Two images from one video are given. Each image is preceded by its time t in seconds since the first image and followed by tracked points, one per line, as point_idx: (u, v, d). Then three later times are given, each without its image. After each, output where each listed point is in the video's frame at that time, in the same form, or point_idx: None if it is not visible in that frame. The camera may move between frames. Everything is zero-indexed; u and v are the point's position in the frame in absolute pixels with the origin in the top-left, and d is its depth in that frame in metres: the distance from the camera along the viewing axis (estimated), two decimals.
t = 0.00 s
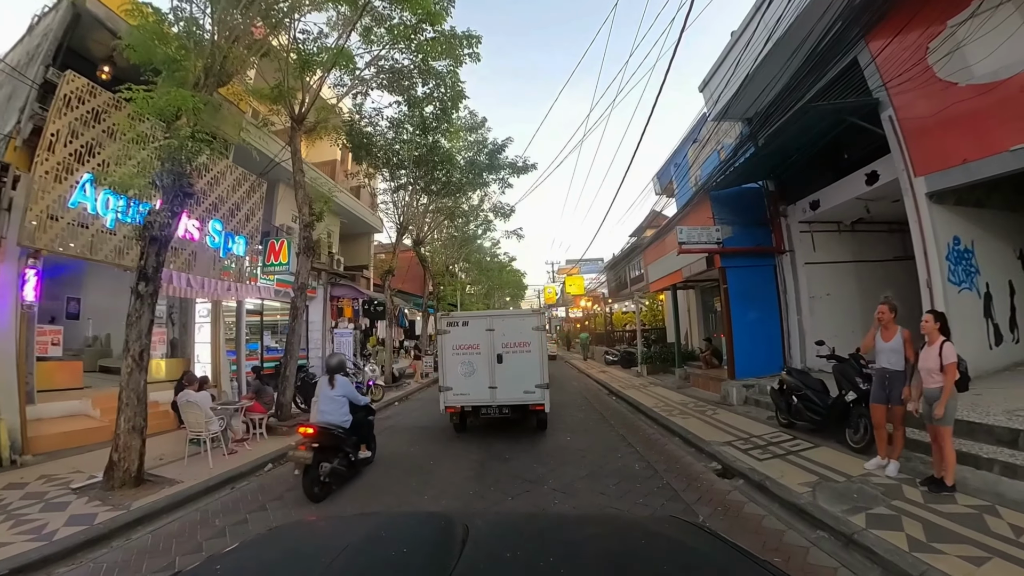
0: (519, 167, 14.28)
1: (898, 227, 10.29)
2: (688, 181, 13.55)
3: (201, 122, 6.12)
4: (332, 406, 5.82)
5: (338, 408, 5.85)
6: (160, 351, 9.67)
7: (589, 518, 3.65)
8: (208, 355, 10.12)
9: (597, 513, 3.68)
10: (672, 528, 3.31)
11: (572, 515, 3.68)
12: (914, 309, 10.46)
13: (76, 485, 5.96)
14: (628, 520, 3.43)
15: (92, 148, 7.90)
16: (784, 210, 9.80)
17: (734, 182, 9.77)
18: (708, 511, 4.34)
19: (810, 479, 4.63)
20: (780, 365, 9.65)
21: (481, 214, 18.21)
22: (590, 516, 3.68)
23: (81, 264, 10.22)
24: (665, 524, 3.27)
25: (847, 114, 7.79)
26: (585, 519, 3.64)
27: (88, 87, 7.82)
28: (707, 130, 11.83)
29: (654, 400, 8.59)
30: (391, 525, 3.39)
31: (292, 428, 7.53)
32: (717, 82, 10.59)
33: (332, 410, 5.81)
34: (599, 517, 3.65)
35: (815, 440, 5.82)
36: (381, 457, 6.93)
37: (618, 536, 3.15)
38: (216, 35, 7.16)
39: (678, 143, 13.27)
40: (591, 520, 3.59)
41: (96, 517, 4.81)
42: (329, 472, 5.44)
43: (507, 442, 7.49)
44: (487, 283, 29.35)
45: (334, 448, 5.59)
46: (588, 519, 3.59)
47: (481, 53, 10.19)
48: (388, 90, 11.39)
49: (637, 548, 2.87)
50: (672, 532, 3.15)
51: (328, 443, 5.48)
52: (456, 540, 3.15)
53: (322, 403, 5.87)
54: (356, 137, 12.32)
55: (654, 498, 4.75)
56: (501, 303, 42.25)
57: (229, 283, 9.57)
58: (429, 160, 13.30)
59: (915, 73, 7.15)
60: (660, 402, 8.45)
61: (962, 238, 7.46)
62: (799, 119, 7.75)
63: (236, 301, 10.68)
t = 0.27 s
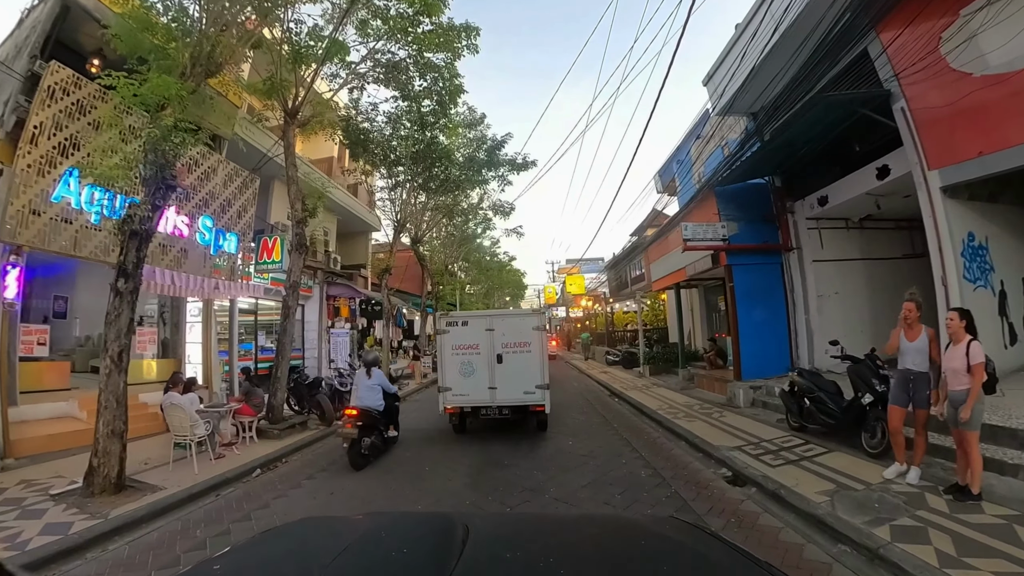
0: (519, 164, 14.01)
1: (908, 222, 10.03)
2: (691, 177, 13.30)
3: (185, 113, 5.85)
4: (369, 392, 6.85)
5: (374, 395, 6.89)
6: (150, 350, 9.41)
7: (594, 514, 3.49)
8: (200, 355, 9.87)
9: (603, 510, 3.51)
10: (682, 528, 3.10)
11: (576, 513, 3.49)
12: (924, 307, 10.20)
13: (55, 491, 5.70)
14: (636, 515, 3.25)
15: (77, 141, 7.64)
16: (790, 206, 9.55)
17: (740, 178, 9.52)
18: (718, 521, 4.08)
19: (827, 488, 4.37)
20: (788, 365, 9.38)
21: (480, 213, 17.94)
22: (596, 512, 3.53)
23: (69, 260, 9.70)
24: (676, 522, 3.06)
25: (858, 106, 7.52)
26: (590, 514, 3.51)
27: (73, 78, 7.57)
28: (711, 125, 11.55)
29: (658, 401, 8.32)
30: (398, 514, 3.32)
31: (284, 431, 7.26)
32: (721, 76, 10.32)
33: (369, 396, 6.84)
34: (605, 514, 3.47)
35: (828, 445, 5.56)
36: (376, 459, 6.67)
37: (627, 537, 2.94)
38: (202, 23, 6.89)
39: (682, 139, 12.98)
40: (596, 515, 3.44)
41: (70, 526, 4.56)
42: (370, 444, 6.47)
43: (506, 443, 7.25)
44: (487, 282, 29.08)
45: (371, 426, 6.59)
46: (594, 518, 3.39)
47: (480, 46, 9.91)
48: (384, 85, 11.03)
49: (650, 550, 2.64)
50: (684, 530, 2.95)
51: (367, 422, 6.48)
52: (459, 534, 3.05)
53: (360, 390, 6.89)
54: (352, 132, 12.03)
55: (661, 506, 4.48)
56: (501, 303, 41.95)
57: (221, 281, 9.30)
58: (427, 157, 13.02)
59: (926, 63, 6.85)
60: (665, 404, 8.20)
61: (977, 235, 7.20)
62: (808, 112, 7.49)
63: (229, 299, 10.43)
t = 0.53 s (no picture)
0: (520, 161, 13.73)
1: (916, 218, 9.81)
2: (693, 175, 13.05)
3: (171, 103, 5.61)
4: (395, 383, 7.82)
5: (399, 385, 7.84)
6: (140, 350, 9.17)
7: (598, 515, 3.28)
8: (191, 354, 9.68)
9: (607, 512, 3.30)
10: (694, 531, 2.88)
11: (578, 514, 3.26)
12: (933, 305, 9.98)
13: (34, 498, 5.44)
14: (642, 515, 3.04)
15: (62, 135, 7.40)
16: (797, 203, 9.30)
17: (746, 174, 9.27)
18: (730, 529, 3.84)
19: (845, 498, 4.16)
20: (795, 366, 9.13)
21: (479, 212, 17.68)
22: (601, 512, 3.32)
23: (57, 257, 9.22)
24: (686, 522, 2.84)
25: (869, 99, 7.27)
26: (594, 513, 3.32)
27: (58, 70, 7.33)
28: (715, 121, 11.31)
29: (662, 403, 8.07)
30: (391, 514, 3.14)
31: (275, 435, 7.01)
32: (726, 70, 10.09)
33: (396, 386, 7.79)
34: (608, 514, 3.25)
35: (842, 449, 5.33)
36: (371, 461, 6.44)
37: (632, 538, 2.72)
38: (189, 11, 6.60)
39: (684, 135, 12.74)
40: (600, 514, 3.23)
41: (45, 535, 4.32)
42: (396, 426, 7.32)
43: (506, 443, 7.02)
44: (486, 282, 28.81)
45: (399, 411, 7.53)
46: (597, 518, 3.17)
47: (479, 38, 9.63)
48: (381, 79, 10.76)
49: (656, 552, 2.41)
50: (694, 530, 2.73)
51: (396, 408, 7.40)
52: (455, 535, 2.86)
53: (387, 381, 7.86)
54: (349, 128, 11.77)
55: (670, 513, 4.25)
56: (501, 302, 41.69)
57: (214, 280, 9.08)
58: (425, 153, 12.78)
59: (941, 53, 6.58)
60: (669, 405, 7.95)
61: (991, 231, 6.79)
62: (816, 105, 7.27)
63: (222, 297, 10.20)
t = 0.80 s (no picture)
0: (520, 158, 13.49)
1: (924, 214, 9.60)
2: (696, 172, 12.81)
3: (156, 94, 5.39)
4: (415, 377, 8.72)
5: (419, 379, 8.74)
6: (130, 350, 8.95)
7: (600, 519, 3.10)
8: (182, 355, 9.45)
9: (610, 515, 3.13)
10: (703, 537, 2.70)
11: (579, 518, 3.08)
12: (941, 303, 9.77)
13: (12, 504, 5.22)
14: (647, 518, 2.86)
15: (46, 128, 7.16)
16: (805, 199, 9.06)
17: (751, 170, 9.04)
18: (741, 539, 3.62)
19: (863, 507, 3.93)
20: (802, 366, 8.89)
21: (479, 210, 17.42)
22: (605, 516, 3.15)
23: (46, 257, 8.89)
24: (695, 525, 2.66)
25: (879, 91, 7.03)
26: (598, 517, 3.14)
27: (43, 61, 7.09)
28: (718, 117, 11.08)
29: (666, 404, 7.84)
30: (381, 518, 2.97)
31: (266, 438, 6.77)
32: (730, 64, 9.87)
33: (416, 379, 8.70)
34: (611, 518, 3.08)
35: (856, 454, 5.10)
36: (365, 464, 6.22)
37: (636, 541, 2.55)
38: None
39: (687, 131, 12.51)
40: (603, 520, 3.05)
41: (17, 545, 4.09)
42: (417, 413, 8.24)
43: (504, 444, 6.81)
44: (486, 282, 28.54)
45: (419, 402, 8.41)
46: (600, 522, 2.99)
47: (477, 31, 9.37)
48: (378, 74, 10.48)
49: (661, 558, 2.24)
50: (704, 533, 2.56)
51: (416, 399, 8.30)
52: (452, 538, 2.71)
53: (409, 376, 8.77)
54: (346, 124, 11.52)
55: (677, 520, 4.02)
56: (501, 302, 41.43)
57: (207, 278, 8.85)
58: (424, 150, 12.53)
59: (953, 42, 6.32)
60: (673, 406, 7.71)
61: (1006, 226, 6.48)
62: (824, 98, 7.07)
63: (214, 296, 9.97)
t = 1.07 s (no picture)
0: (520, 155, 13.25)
1: (933, 210, 9.41)
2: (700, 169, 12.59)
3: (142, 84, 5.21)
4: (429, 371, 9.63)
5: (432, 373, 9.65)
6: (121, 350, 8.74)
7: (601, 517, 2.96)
8: (174, 355, 9.23)
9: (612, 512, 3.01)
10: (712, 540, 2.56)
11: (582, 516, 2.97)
12: (949, 301, 9.58)
13: None
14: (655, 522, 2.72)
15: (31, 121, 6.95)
16: (811, 196, 8.86)
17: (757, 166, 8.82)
18: (754, 549, 3.41)
19: (883, 517, 3.72)
20: (809, 367, 8.67)
21: (479, 209, 17.18)
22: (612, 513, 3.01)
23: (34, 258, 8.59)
24: (703, 530, 2.52)
25: (889, 83, 6.81)
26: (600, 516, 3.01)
27: (27, 52, 6.87)
28: (722, 113, 10.88)
29: (670, 406, 7.62)
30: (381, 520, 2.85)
31: (258, 441, 6.55)
32: (734, 58, 9.69)
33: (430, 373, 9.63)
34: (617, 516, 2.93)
35: (872, 460, 4.90)
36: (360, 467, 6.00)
37: (643, 549, 2.38)
38: None
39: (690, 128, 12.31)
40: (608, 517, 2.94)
41: None
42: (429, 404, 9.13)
43: (503, 447, 6.58)
44: (486, 281, 28.28)
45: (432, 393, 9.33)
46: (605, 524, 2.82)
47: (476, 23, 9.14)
48: (376, 68, 10.24)
49: (671, 569, 2.06)
50: (715, 543, 2.38)
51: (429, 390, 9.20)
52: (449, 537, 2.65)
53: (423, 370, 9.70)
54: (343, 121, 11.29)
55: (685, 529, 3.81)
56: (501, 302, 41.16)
57: (202, 277, 8.67)
58: (422, 146, 12.29)
59: (966, 32, 6.08)
60: (678, 408, 7.49)
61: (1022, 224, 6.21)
62: (831, 92, 6.91)
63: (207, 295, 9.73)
